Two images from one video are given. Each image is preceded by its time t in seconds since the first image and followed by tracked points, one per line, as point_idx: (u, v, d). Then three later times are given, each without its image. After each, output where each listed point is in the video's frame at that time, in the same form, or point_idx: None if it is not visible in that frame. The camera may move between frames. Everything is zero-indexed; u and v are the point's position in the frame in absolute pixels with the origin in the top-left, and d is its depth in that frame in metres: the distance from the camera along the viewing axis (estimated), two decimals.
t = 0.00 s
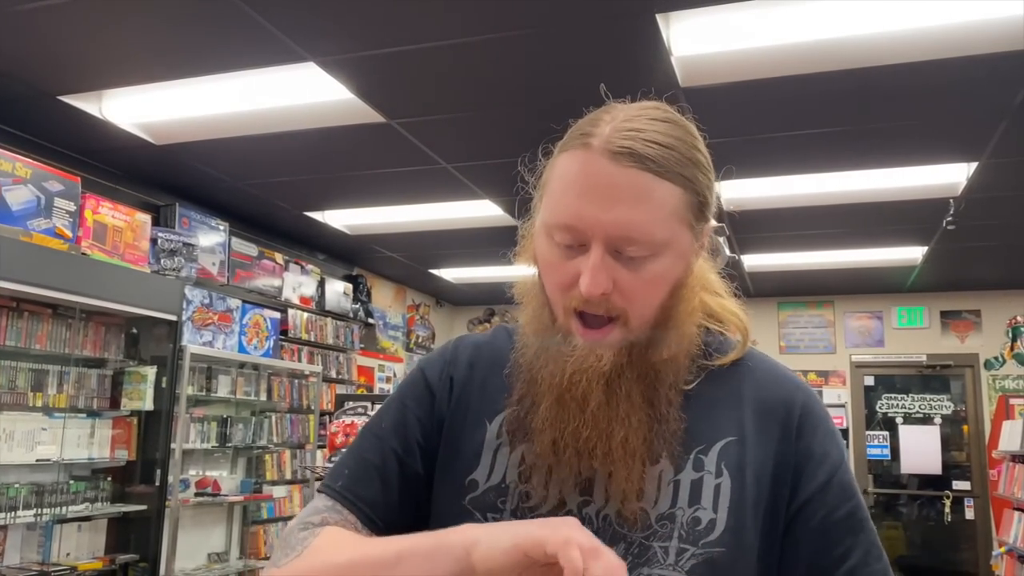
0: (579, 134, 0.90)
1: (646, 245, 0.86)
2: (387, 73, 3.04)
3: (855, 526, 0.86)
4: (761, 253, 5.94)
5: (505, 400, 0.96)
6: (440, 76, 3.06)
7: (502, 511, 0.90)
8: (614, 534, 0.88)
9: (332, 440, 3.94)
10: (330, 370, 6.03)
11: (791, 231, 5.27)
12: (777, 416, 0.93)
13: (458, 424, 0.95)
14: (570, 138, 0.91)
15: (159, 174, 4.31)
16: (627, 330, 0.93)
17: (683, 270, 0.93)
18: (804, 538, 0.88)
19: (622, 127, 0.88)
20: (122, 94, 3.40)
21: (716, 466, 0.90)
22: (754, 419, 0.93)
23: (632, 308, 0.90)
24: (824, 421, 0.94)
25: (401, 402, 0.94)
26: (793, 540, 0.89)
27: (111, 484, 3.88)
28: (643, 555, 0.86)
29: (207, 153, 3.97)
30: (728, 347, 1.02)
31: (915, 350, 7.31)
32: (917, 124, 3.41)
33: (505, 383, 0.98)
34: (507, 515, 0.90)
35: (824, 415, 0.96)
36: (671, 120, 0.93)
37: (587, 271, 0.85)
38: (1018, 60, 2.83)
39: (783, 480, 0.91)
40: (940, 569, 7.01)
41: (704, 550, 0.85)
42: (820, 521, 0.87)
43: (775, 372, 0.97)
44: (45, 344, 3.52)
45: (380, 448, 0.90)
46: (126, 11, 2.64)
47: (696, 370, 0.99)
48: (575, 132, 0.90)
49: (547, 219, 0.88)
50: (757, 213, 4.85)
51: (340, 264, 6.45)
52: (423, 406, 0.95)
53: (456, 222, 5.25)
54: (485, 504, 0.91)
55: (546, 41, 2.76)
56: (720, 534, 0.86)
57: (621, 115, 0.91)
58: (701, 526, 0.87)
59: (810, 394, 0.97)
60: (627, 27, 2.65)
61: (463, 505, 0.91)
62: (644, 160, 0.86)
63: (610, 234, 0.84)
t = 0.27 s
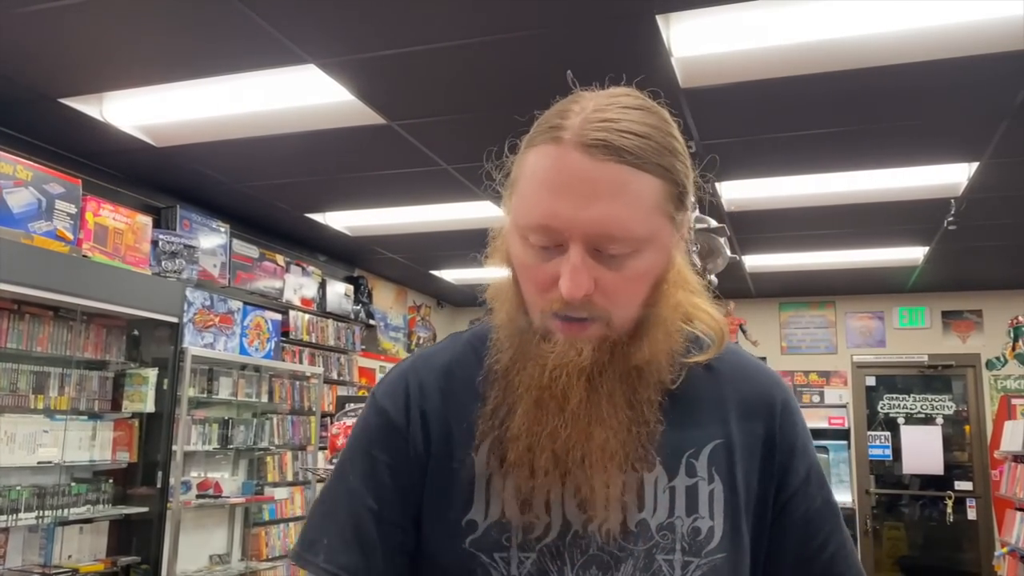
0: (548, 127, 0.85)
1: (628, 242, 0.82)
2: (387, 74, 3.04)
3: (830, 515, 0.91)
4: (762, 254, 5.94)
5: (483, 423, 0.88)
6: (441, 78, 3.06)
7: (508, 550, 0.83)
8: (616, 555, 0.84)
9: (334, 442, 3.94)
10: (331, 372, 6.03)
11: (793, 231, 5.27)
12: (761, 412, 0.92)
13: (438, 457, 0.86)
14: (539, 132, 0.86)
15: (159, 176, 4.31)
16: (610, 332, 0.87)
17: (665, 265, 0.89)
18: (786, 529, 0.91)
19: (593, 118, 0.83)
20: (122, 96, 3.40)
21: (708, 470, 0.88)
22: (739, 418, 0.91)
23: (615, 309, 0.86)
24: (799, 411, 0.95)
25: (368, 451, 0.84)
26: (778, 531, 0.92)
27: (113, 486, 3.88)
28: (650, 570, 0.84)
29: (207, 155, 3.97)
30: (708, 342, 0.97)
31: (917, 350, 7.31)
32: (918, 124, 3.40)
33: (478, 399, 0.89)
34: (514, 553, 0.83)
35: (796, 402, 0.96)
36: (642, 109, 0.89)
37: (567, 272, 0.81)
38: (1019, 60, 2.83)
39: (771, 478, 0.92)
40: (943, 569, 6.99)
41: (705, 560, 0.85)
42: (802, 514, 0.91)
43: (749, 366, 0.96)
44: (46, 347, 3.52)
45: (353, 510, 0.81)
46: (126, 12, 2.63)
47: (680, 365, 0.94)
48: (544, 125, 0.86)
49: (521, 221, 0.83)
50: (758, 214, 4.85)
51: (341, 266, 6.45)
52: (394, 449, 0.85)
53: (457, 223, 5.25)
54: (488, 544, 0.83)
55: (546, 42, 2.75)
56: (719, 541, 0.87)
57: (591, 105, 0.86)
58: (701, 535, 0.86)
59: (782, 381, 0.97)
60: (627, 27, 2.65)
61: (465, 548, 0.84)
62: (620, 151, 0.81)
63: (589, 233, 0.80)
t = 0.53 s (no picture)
0: (518, 140, 0.85)
1: (617, 248, 0.82)
2: (388, 77, 3.04)
3: (805, 500, 0.97)
4: (763, 255, 5.93)
5: (488, 445, 0.89)
6: (441, 80, 3.06)
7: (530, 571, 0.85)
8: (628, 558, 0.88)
9: (335, 443, 3.93)
10: (332, 373, 6.03)
11: (794, 232, 5.26)
12: (746, 408, 0.97)
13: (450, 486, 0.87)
14: (509, 146, 0.86)
15: (160, 178, 4.32)
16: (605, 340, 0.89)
17: (653, 263, 0.91)
18: (770, 518, 0.97)
19: (564, 126, 0.83)
20: (122, 99, 3.40)
21: (703, 470, 0.93)
22: (726, 416, 0.96)
23: (609, 316, 0.87)
24: (778, 404, 1.00)
25: (378, 486, 0.83)
26: (764, 522, 0.97)
27: (114, 488, 3.88)
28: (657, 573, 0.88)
29: (208, 157, 3.97)
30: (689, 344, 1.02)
31: (918, 350, 7.30)
32: (920, 124, 3.40)
33: (481, 421, 0.90)
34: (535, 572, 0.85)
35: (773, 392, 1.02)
36: (607, 107, 0.89)
37: (561, 288, 0.82)
38: (1020, 59, 2.82)
39: (760, 474, 0.96)
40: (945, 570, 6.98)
41: (709, 558, 0.89)
42: (784, 503, 0.97)
43: (727, 361, 1.02)
44: (47, 349, 3.52)
45: (370, 548, 0.80)
46: (128, 15, 2.64)
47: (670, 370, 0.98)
48: (514, 139, 0.85)
49: (505, 241, 0.84)
50: (758, 214, 4.84)
51: (342, 267, 6.46)
52: (404, 481, 0.85)
53: (458, 224, 5.25)
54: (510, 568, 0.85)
55: (546, 44, 2.76)
56: (719, 538, 0.90)
57: (559, 112, 0.86)
58: (702, 533, 0.90)
59: (758, 374, 1.03)
60: (628, 29, 2.65)
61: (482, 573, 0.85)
62: (598, 158, 0.82)
63: (578, 246, 0.80)
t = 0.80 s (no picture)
0: (497, 144, 0.87)
1: (600, 245, 0.85)
2: (387, 76, 3.04)
3: (802, 494, 0.97)
4: (763, 254, 5.93)
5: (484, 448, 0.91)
6: (440, 79, 3.06)
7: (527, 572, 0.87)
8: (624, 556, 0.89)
9: (335, 443, 3.93)
10: (332, 373, 6.03)
11: (794, 232, 5.26)
12: (738, 403, 0.98)
13: (447, 491, 0.89)
14: (489, 150, 0.88)
15: (160, 178, 4.32)
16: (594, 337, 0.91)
17: (636, 259, 0.93)
18: (769, 513, 0.96)
19: (541, 128, 0.86)
20: (122, 99, 3.40)
21: (697, 466, 0.94)
22: (719, 411, 0.97)
23: (596, 313, 0.89)
24: (771, 398, 1.01)
25: (373, 491, 0.86)
26: (762, 518, 0.97)
27: (114, 488, 3.88)
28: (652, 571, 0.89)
29: (208, 157, 3.97)
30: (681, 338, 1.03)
31: (918, 350, 7.31)
32: (919, 124, 3.39)
33: (475, 426, 0.93)
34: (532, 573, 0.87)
35: (767, 385, 1.02)
36: (581, 107, 0.91)
37: (547, 287, 0.84)
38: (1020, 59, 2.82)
39: (755, 468, 0.97)
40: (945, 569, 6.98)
41: (704, 554, 0.90)
42: (782, 499, 0.96)
43: (719, 357, 1.03)
44: (46, 349, 3.52)
45: (364, 551, 0.83)
46: (127, 15, 2.64)
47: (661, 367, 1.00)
48: (493, 143, 0.88)
49: (490, 244, 0.86)
50: (758, 214, 4.84)
51: (342, 267, 6.46)
52: (400, 485, 0.88)
53: (457, 224, 5.25)
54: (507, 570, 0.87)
55: (546, 43, 2.75)
56: (715, 533, 0.91)
57: (535, 114, 0.89)
58: (697, 530, 0.91)
59: (752, 368, 1.04)
60: (627, 29, 2.65)
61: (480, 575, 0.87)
62: (576, 157, 0.84)
63: (562, 244, 0.83)
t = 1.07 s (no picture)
0: (471, 148, 0.90)
1: (577, 239, 0.87)
2: (386, 74, 3.04)
3: (802, 482, 0.95)
4: (761, 252, 5.94)
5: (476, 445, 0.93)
6: (438, 76, 3.06)
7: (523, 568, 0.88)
8: (619, 547, 0.90)
9: (332, 441, 3.94)
10: (330, 371, 6.03)
11: (792, 230, 5.27)
12: (731, 392, 0.98)
13: (439, 489, 0.90)
14: (463, 154, 0.90)
15: (158, 175, 4.31)
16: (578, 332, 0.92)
17: (615, 251, 0.95)
18: (769, 503, 0.95)
19: (512, 128, 0.88)
20: (120, 96, 3.40)
21: (692, 456, 0.94)
22: (713, 400, 0.97)
23: (577, 308, 0.91)
24: (767, 383, 1.00)
25: (365, 490, 0.88)
26: (762, 507, 0.95)
27: (112, 485, 3.88)
28: (649, 562, 0.89)
29: (206, 154, 3.97)
30: (666, 331, 1.04)
31: (916, 348, 7.33)
32: (917, 122, 3.40)
33: (465, 425, 0.94)
34: (527, 567, 0.88)
35: (763, 373, 1.01)
36: (552, 106, 0.93)
37: (526, 283, 0.86)
38: (1019, 57, 2.82)
39: (751, 457, 0.96)
40: (942, 567, 6.99)
41: (701, 544, 0.90)
42: (780, 486, 0.95)
43: (711, 347, 1.02)
44: (44, 346, 3.52)
45: (357, 550, 0.84)
46: (125, 12, 2.63)
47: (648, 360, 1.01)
48: (468, 147, 0.90)
49: (469, 246, 0.88)
50: (756, 212, 4.85)
51: (340, 265, 6.46)
52: (392, 484, 0.89)
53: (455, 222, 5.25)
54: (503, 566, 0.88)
55: (544, 41, 2.76)
56: (711, 524, 0.91)
57: (507, 116, 0.91)
58: (693, 521, 0.91)
59: (746, 356, 1.03)
60: (625, 26, 2.65)
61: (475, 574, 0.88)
62: (549, 154, 0.86)
63: (540, 240, 0.85)
